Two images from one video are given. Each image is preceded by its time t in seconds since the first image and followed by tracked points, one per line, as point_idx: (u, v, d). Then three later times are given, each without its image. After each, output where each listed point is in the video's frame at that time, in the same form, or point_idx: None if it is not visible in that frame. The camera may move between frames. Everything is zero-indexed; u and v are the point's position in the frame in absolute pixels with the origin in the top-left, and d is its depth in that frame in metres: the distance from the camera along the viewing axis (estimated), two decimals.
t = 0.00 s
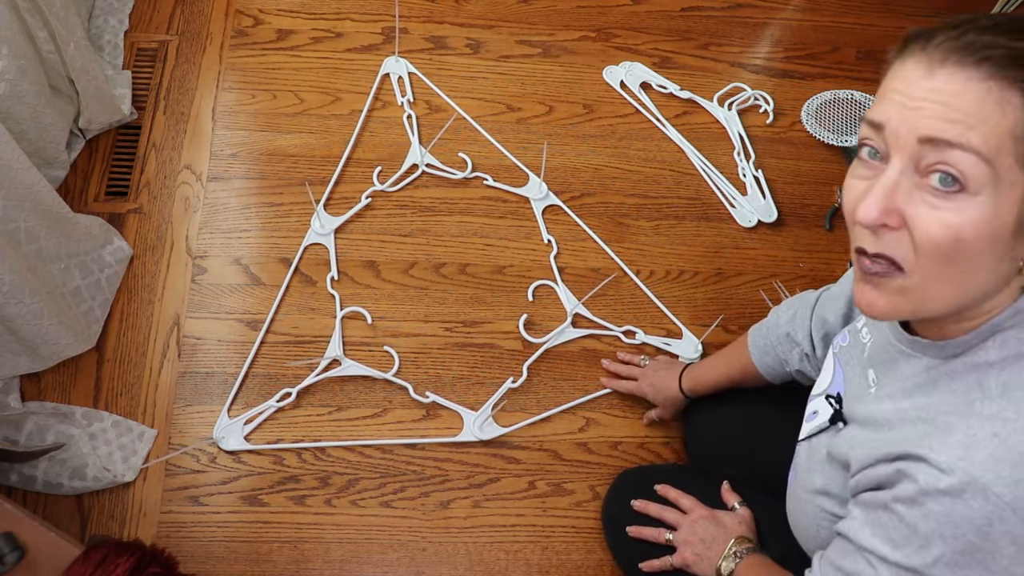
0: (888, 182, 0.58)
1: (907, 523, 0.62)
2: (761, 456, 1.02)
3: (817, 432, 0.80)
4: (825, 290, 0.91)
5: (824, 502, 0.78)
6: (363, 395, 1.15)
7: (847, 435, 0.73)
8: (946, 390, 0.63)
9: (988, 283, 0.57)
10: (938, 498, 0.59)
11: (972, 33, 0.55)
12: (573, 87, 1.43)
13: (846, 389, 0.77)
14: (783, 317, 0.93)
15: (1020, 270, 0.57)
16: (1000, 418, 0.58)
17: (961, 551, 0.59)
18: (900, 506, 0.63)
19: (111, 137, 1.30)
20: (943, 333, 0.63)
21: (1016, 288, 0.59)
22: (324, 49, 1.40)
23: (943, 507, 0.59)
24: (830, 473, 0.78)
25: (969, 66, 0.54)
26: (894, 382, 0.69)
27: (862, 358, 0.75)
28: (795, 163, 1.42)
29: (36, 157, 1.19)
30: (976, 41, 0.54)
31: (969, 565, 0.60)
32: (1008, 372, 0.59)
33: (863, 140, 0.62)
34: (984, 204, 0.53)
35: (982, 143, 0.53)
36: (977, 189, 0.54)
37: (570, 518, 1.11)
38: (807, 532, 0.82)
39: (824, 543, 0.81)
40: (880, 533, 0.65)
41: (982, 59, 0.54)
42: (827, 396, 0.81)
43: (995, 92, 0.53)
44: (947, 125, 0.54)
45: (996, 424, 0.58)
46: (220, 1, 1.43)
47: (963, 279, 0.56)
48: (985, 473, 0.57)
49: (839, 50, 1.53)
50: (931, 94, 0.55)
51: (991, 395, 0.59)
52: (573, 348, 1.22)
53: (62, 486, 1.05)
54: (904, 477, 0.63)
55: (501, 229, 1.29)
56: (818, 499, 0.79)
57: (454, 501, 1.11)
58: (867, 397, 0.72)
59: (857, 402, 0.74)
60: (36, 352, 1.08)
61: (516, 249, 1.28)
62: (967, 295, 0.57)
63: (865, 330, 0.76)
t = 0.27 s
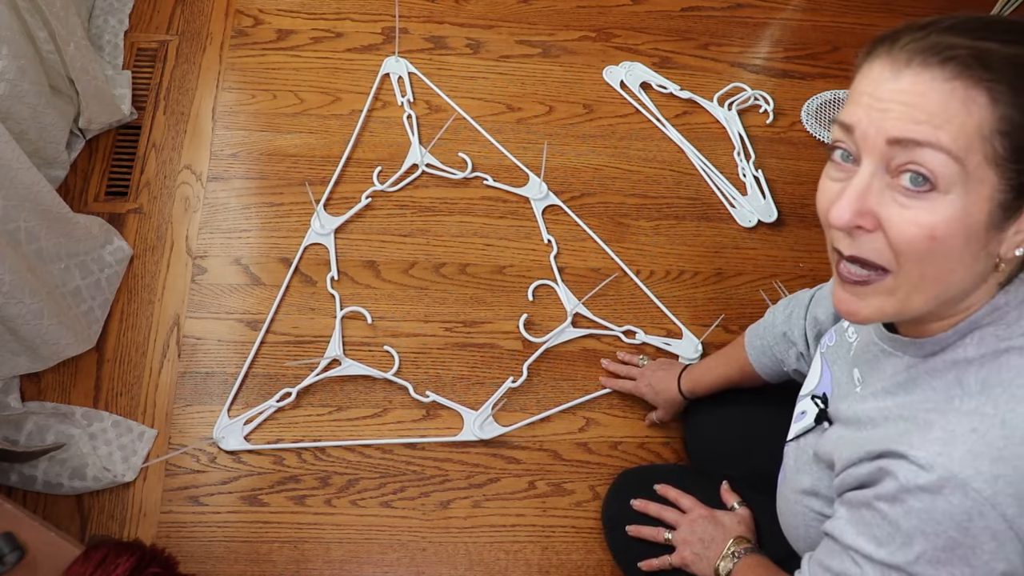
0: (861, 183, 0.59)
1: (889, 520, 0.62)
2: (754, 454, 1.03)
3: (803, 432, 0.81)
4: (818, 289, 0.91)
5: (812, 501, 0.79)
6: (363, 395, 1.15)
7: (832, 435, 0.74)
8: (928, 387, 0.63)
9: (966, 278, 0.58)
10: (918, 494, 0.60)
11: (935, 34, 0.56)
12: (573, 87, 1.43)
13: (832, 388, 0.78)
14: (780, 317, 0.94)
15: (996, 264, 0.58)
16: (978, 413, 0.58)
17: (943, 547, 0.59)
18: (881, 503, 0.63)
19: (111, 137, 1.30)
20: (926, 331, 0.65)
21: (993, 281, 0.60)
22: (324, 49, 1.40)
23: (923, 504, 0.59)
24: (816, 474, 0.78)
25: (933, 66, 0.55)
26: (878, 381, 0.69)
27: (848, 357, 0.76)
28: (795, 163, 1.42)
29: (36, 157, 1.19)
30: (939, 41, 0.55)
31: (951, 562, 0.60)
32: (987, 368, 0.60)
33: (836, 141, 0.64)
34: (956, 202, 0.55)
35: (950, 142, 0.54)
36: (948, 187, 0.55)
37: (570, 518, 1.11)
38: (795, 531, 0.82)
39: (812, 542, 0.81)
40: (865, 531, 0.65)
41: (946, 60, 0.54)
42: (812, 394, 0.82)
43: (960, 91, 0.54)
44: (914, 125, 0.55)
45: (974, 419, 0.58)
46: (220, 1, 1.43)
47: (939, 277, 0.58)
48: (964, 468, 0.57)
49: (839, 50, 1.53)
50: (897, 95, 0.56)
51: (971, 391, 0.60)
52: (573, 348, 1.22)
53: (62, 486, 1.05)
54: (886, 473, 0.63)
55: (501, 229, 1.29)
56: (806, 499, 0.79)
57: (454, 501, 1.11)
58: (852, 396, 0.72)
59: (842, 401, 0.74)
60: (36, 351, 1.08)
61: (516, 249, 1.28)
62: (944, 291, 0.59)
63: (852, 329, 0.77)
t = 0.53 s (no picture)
0: (850, 189, 0.59)
1: (881, 525, 0.63)
2: (751, 453, 1.04)
3: (796, 436, 0.81)
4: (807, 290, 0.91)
5: (806, 505, 0.79)
6: (363, 395, 1.15)
7: (823, 439, 0.74)
8: (919, 391, 0.64)
9: (956, 283, 0.58)
10: (909, 498, 0.60)
11: (923, 40, 0.57)
12: (573, 87, 1.43)
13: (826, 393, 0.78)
14: (769, 317, 0.94)
15: (984, 268, 0.58)
16: (968, 418, 0.59)
17: (933, 551, 0.59)
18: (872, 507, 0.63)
19: (111, 137, 1.30)
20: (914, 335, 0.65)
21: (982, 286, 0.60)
22: (324, 49, 1.40)
23: (914, 508, 0.59)
24: (808, 478, 0.78)
25: (920, 72, 0.55)
26: (870, 385, 0.70)
27: (841, 362, 0.76)
28: (795, 164, 1.42)
29: (36, 157, 1.19)
30: (926, 47, 0.56)
31: (942, 566, 0.60)
32: (977, 372, 0.60)
33: (824, 146, 0.63)
34: (946, 208, 0.55)
35: (940, 148, 0.54)
36: (936, 193, 0.55)
37: (570, 518, 1.11)
38: (790, 536, 0.83)
39: (806, 545, 0.81)
40: (856, 535, 0.65)
41: (935, 66, 0.55)
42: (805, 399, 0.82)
43: (948, 97, 0.54)
44: (902, 131, 0.55)
45: (964, 424, 0.59)
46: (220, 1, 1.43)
47: (928, 283, 0.58)
48: (954, 473, 0.57)
49: (839, 50, 1.53)
50: (885, 101, 0.56)
51: (962, 395, 0.60)
52: (573, 348, 1.22)
53: (62, 486, 1.05)
54: (876, 477, 0.63)
55: (501, 229, 1.29)
56: (799, 503, 0.80)
57: (454, 501, 1.11)
58: (845, 400, 0.73)
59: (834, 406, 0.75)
60: (36, 352, 1.08)
61: (516, 249, 1.28)
62: (933, 297, 0.59)
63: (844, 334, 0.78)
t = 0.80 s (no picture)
0: (829, 186, 0.59)
1: (860, 522, 0.63)
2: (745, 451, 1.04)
3: (785, 436, 0.81)
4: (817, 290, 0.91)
5: (791, 506, 0.79)
6: (363, 395, 1.15)
7: (808, 438, 0.74)
8: (901, 390, 0.64)
9: (935, 279, 0.58)
10: (887, 495, 0.60)
11: (900, 37, 0.56)
12: (573, 87, 1.43)
13: (814, 394, 0.78)
14: (778, 313, 0.95)
15: (963, 266, 0.59)
16: (947, 415, 0.59)
17: (911, 549, 0.59)
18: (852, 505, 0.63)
19: (111, 137, 1.30)
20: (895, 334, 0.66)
21: (957, 283, 0.61)
22: (324, 49, 1.40)
23: (892, 505, 0.59)
24: (794, 478, 0.78)
25: (900, 72, 0.55)
26: (854, 385, 0.70)
27: (829, 363, 0.76)
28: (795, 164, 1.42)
29: (36, 157, 1.19)
30: (907, 46, 0.55)
31: (920, 564, 0.60)
32: (957, 369, 0.60)
33: (803, 144, 0.64)
34: (922, 205, 0.55)
35: (916, 144, 0.54)
36: (914, 194, 0.55)
37: (570, 518, 1.11)
38: (777, 537, 0.83)
39: (792, 546, 0.81)
40: (837, 534, 0.66)
41: (911, 63, 0.54)
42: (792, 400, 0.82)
43: (924, 94, 0.54)
44: (880, 130, 0.55)
45: (944, 421, 0.58)
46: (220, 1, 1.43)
47: (907, 279, 0.58)
48: (932, 470, 0.57)
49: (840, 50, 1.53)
50: (867, 100, 0.56)
51: (943, 392, 0.60)
52: (573, 348, 1.22)
53: (62, 486, 1.05)
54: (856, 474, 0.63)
55: (501, 229, 1.29)
56: (784, 503, 0.80)
57: (454, 501, 1.11)
58: (830, 401, 0.73)
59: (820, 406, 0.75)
60: (36, 351, 1.08)
61: (516, 248, 1.28)
62: (912, 293, 0.59)
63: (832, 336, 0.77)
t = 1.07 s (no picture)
0: (812, 188, 0.60)
1: (853, 529, 0.63)
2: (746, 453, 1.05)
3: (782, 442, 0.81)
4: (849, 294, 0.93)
5: (786, 511, 0.79)
6: (363, 395, 1.15)
7: (804, 444, 0.74)
8: (894, 397, 0.63)
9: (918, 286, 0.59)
10: (879, 502, 0.60)
11: (886, 45, 0.56)
12: (573, 87, 1.43)
13: (811, 400, 0.78)
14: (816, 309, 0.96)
15: (947, 275, 0.58)
16: (938, 422, 0.58)
17: (902, 556, 0.60)
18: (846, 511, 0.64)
19: (111, 137, 1.30)
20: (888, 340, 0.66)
21: (947, 293, 0.60)
22: (324, 49, 1.40)
23: (884, 512, 0.60)
24: (789, 483, 0.79)
25: (882, 77, 0.55)
26: (849, 392, 0.70)
27: (827, 369, 0.76)
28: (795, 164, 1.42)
29: (36, 157, 1.19)
30: (889, 53, 0.56)
31: (911, 570, 0.60)
32: (951, 377, 0.59)
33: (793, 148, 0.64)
34: (901, 213, 0.55)
35: (895, 152, 0.54)
36: (896, 200, 0.55)
37: (570, 518, 1.11)
38: (772, 542, 0.83)
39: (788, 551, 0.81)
40: (830, 541, 0.66)
41: (892, 71, 0.55)
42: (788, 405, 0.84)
43: (903, 102, 0.54)
44: (860, 135, 0.56)
45: (936, 428, 0.58)
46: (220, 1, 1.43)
47: (889, 283, 0.58)
48: (922, 477, 0.57)
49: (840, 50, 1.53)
50: (847, 106, 0.56)
51: (936, 400, 0.60)
52: (574, 348, 1.22)
53: (62, 486, 1.05)
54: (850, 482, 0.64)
55: (501, 229, 1.29)
56: (779, 508, 0.80)
57: (454, 502, 1.11)
58: (826, 407, 0.73)
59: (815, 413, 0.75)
60: (37, 351, 1.08)
61: (516, 248, 1.28)
62: (894, 298, 0.59)
63: (831, 341, 0.77)
